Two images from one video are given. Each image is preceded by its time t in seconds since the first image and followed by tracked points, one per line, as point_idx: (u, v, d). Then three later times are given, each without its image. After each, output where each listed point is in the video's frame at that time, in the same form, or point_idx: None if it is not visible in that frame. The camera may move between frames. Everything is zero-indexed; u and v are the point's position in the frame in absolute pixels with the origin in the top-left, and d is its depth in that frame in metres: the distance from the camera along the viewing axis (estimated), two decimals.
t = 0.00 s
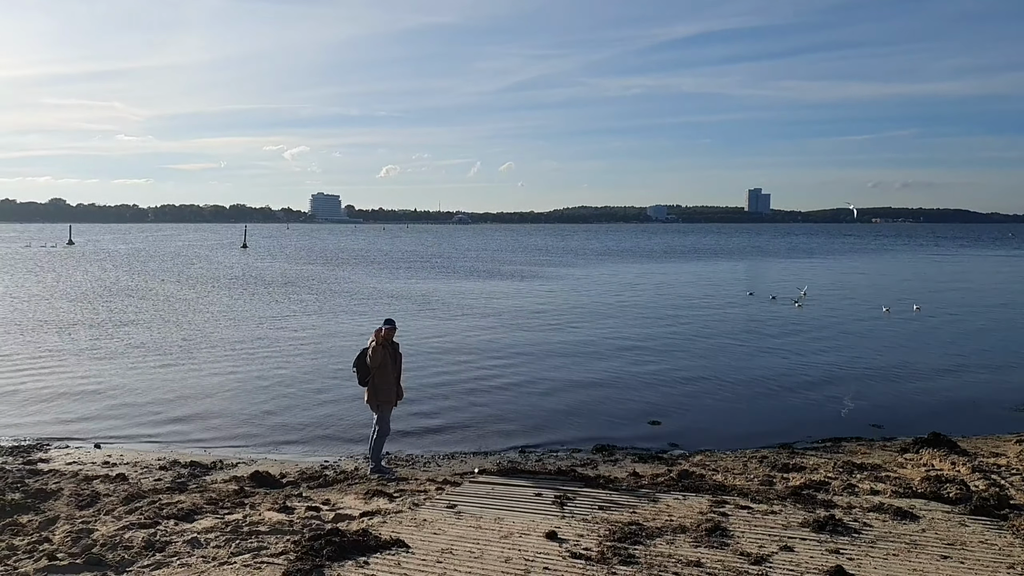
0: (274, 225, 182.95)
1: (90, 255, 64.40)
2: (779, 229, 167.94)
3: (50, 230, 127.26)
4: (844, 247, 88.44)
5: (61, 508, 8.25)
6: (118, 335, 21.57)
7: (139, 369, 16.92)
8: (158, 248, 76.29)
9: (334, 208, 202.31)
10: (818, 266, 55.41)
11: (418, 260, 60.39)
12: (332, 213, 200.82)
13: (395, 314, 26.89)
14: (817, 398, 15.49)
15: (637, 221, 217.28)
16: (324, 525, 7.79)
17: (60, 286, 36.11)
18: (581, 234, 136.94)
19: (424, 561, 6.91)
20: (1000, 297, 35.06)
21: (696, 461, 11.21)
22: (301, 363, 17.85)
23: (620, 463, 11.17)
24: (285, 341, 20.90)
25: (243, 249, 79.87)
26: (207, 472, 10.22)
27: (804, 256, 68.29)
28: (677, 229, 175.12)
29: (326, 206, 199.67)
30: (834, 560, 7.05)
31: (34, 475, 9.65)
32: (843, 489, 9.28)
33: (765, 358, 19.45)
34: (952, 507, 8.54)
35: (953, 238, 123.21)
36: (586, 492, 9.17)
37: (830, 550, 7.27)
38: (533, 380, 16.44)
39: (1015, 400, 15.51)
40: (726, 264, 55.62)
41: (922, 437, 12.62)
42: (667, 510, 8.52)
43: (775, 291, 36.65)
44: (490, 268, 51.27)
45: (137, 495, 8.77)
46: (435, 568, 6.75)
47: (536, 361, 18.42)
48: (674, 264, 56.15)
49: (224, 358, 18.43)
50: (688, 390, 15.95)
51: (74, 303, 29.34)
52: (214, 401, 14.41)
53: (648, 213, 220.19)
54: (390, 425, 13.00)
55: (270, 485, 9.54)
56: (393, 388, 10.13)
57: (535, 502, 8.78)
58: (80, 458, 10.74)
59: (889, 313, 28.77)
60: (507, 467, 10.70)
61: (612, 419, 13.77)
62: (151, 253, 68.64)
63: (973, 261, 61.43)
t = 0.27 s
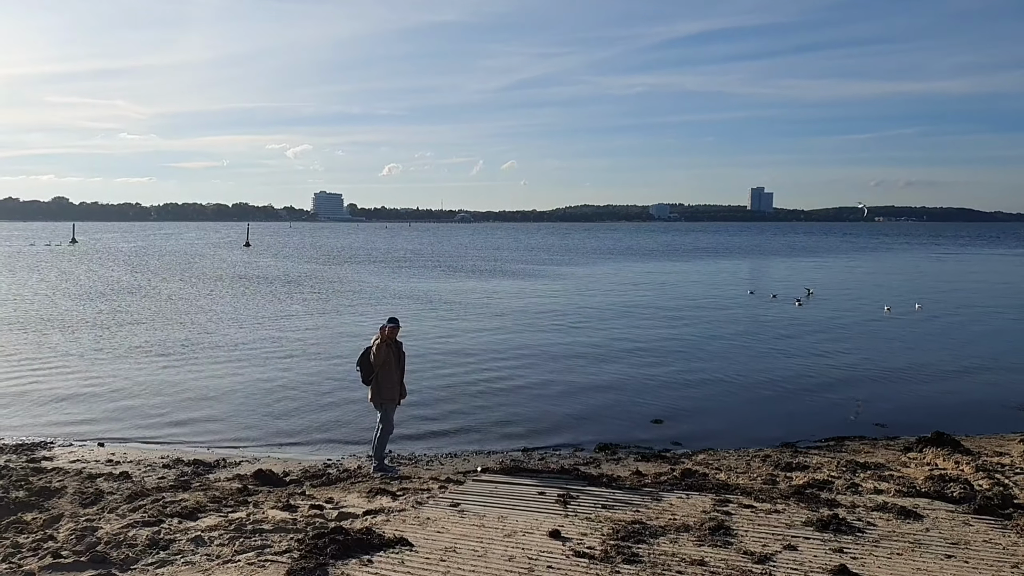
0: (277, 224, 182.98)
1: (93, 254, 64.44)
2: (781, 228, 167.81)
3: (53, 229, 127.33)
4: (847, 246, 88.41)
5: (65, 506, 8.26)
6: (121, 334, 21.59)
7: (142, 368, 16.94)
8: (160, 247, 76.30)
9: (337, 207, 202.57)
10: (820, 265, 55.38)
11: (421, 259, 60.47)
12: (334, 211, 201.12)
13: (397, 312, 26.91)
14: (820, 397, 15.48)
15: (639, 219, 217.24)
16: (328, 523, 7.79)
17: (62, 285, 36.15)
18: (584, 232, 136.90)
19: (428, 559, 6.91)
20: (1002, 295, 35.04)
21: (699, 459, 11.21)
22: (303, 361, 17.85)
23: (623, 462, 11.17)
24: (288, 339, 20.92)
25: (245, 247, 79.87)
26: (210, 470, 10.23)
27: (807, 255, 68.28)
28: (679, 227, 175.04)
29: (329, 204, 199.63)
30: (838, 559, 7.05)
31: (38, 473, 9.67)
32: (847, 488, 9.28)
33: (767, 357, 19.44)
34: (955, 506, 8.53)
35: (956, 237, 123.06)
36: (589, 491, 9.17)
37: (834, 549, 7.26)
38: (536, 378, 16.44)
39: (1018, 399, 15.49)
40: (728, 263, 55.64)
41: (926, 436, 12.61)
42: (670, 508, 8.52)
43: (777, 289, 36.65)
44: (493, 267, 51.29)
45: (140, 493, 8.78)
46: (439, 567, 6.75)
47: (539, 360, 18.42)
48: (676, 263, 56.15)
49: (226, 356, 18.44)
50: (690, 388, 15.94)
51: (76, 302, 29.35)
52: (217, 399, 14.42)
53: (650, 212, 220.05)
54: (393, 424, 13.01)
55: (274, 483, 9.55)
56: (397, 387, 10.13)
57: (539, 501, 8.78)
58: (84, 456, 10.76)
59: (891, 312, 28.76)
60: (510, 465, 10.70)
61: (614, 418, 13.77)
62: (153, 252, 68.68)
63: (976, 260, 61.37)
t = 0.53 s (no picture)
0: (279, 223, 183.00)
1: (95, 253, 64.54)
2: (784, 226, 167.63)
3: (56, 228, 127.47)
4: (850, 244, 88.30)
5: (69, 504, 8.28)
6: (124, 333, 21.63)
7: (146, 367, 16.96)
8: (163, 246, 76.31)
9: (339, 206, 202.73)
10: (822, 263, 55.38)
11: (423, 258, 60.55)
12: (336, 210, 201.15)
13: (400, 311, 26.92)
14: (823, 394, 15.48)
15: (642, 218, 217.07)
16: (332, 522, 7.80)
17: (65, 284, 36.21)
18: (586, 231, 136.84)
19: (432, 558, 6.92)
20: (1005, 293, 35.03)
21: (702, 458, 11.20)
22: (306, 360, 17.87)
23: (626, 461, 11.16)
24: (290, 338, 20.94)
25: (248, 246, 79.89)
26: (214, 469, 10.25)
27: (808, 253, 68.23)
28: (681, 226, 174.94)
29: (331, 203, 199.64)
30: (842, 558, 7.04)
31: (42, 471, 9.69)
32: (851, 487, 9.27)
33: (769, 355, 19.45)
34: (960, 505, 8.52)
35: (959, 235, 122.96)
36: (593, 490, 9.17)
37: (838, 548, 7.26)
38: (539, 377, 16.45)
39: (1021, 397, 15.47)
40: (729, 262, 55.64)
41: (929, 435, 12.59)
42: (674, 507, 8.52)
43: (779, 288, 36.62)
44: (495, 265, 51.32)
45: (144, 492, 8.80)
46: (444, 566, 6.75)
47: (541, 359, 18.42)
48: (678, 261, 56.18)
49: (229, 355, 18.45)
50: (693, 386, 15.94)
51: (79, 301, 29.39)
52: (221, 398, 14.44)
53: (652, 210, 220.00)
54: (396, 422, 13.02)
55: (277, 482, 9.56)
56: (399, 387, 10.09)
57: (542, 499, 8.78)
58: (88, 455, 10.78)
59: (894, 310, 28.75)
60: (513, 464, 10.70)
61: (617, 416, 13.78)
62: (156, 251, 68.75)
63: (977, 258, 61.33)
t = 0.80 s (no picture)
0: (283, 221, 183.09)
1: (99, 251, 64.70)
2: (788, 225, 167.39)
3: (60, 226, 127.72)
4: (854, 243, 88.18)
5: (75, 502, 8.30)
6: (128, 331, 21.66)
7: (150, 365, 16.98)
8: (167, 245, 76.40)
9: (342, 204, 202.78)
10: (826, 262, 55.31)
11: (426, 256, 60.54)
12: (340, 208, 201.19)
13: (404, 309, 26.93)
14: (828, 394, 15.47)
15: (645, 217, 216.88)
16: (337, 520, 7.81)
17: (70, 282, 36.29)
18: (590, 229, 136.81)
19: (437, 556, 6.92)
20: (1009, 293, 34.96)
21: (707, 457, 11.19)
22: (310, 358, 17.89)
23: (631, 460, 11.16)
24: (294, 336, 20.96)
25: (252, 245, 79.98)
26: (218, 467, 10.26)
27: (812, 252, 68.11)
28: (685, 224, 174.80)
29: (334, 202, 199.67)
30: (848, 557, 7.03)
31: (48, 469, 9.71)
32: (856, 487, 9.26)
33: (774, 354, 19.43)
34: (965, 505, 8.51)
35: (963, 234, 122.76)
36: (597, 489, 9.17)
37: (843, 548, 7.25)
38: (543, 375, 16.45)
39: None
40: (733, 261, 55.57)
41: (935, 434, 12.56)
42: (678, 506, 8.51)
43: (783, 287, 36.60)
44: (499, 264, 51.30)
45: (149, 489, 8.82)
46: (448, 564, 6.76)
47: (546, 358, 18.42)
48: (681, 260, 56.12)
49: (234, 353, 18.47)
50: (697, 386, 15.94)
51: (84, 299, 29.43)
52: (225, 396, 14.46)
53: (656, 209, 219.76)
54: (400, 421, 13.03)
55: (282, 480, 9.57)
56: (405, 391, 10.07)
57: (547, 498, 8.78)
58: (93, 453, 10.79)
59: (898, 309, 28.71)
60: (517, 463, 10.71)
61: (621, 415, 13.78)
62: (160, 249, 68.87)
63: (982, 257, 61.18)
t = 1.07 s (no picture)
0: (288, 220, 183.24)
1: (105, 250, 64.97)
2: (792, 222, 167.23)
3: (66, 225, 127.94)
4: (859, 240, 87.96)
5: (82, 499, 8.32)
6: (134, 329, 21.71)
7: (156, 362, 17.03)
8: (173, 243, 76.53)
9: (347, 202, 202.90)
10: (830, 260, 55.21)
11: (430, 254, 60.55)
12: (344, 207, 201.33)
13: (409, 307, 26.94)
14: (833, 392, 15.44)
15: (649, 215, 216.61)
16: (342, 518, 7.81)
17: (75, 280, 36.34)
18: (594, 227, 136.77)
19: (443, 553, 6.92)
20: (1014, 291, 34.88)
21: (712, 455, 11.18)
22: (315, 357, 17.91)
23: (636, 458, 11.14)
24: (298, 334, 20.98)
25: (256, 242, 80.07)
26: (224, 464, 10.28)
27: (817, 250, 67.95)
28: (690, 222, 174.66)
29: (339, 200, 199.78)
30: (855, 556, 7.01)
31: (55, 466, 9.73)
32: (862, 485, 9.23)
33: (779, 352, 19.40)
34: (973, 503, 8.48)
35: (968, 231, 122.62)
36: (603, 487, 9.16)
37: (850, 546, 7.24)
38: (548, 374, 16.45)
39: None
40: (737, 259, 55.47)
41: (941, 432, 12.53)
42: (684, 504, 8.50)
43: (787, 285, 36.54)
44: (503, 262, 51.29)
45: (156, 487, 8.83)
46: (454, 561, 6.76)
47: (550, 356, 18.41)
48: (685, 258, 56.06)
49: (239, 351, 18.50)
50: (702, 384, 15.92)
51: (90, 297, 29.53)
52: (231, 394, 14.50)
53: (660, 207, 219.45)
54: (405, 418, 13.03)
55: (288, 477, 9.59)
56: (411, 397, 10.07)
57: (552, 496, 8.78)
58: (99, 450, 10.82)
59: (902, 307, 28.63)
60: (522, 461, 10.71)
61: (626, 413, 13.77)
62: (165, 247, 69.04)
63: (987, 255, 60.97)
